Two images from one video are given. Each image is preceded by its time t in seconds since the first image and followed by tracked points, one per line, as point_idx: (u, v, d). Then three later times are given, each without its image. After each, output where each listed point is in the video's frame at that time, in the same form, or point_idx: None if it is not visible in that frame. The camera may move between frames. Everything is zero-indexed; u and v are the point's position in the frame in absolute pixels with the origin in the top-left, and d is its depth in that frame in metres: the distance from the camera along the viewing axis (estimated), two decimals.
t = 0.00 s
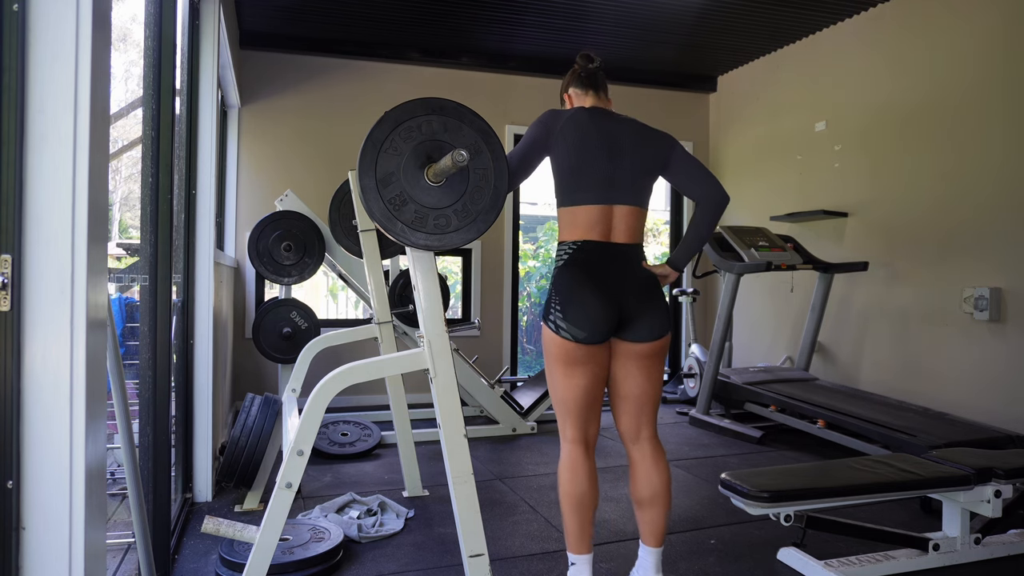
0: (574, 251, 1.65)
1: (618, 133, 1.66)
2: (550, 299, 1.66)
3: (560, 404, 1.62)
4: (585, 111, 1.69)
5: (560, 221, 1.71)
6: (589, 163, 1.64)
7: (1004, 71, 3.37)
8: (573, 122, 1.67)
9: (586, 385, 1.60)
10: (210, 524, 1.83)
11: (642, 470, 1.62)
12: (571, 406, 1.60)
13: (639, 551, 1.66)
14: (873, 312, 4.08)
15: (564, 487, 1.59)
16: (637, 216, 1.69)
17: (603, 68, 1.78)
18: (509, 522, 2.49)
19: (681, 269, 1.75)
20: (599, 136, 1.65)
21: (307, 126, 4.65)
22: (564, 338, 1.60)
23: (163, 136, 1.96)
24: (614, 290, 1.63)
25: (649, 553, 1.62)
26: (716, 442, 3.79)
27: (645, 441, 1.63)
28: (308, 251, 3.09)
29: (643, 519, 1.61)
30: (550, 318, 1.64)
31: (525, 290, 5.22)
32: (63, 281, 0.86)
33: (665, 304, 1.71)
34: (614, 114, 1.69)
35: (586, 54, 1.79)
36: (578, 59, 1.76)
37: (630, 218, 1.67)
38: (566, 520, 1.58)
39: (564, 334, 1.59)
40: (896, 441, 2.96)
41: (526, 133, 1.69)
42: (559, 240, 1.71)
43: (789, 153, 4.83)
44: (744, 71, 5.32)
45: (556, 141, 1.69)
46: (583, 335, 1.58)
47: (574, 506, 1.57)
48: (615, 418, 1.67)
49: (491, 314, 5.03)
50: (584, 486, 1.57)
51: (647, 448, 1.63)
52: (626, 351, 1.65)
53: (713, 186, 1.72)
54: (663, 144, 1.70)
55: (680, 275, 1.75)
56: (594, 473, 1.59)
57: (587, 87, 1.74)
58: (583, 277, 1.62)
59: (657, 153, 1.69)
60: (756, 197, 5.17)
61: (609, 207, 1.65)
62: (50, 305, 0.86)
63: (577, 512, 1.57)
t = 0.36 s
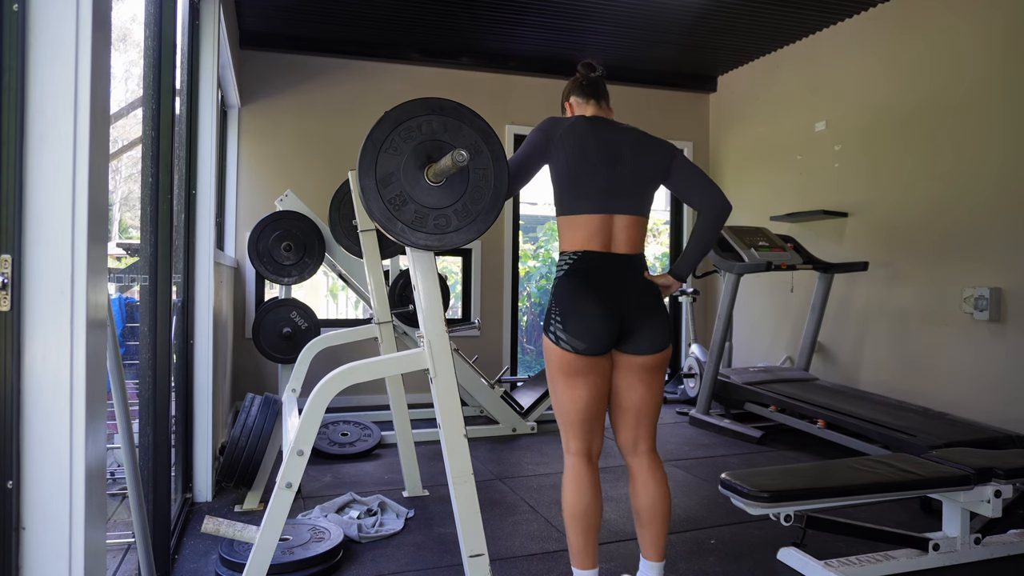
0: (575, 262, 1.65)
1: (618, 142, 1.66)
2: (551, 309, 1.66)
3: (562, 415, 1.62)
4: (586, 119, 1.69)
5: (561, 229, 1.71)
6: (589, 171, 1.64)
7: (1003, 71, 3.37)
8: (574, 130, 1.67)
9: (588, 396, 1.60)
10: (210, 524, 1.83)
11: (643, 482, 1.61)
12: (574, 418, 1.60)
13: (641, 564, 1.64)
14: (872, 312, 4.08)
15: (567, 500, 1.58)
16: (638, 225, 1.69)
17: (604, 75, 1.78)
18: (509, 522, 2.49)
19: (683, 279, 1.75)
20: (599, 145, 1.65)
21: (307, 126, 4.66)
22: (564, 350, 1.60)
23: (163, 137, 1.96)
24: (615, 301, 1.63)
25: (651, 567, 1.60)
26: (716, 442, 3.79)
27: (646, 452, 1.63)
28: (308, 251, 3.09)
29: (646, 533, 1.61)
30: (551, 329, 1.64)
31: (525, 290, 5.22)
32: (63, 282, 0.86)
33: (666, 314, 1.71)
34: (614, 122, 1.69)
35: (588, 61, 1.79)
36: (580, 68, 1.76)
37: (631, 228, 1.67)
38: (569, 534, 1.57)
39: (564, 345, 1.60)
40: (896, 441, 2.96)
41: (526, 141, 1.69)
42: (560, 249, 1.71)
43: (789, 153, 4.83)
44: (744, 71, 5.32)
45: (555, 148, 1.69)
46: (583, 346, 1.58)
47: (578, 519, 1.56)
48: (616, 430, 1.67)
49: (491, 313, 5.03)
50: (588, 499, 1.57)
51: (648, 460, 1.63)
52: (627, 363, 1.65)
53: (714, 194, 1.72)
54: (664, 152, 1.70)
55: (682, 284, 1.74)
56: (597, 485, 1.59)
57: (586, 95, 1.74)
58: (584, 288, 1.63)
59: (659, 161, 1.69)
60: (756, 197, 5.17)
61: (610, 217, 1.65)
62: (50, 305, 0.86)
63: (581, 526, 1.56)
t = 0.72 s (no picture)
0: (574, 252, 1.65)
1: (617, 131, 1.66)
2: (550, 300, 1.66)
3: (559, 401, 1.62)
4: (585, 110, 1.69)
5: (561, 222, 1.71)
6: (589, 161, 1.64)
7: (1003, 71, 3.37)
8: (572, 121, 1.68)
9: (585, 383, 1.60)
10: (209, 524, 1.83)
11: (639, 466, 1.61)
12: (571, 404, 1.60)
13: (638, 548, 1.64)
14: (872, 312, 4.08)
15: (562, 483, 1.59)
16: (638, 215, 1.69)
17: (603, 68, 1.78)
18: (509, 522, 2.49)
19: (682, 268, 1.75)
20: (599, 137, 1.65)
21: (307, 126, 4.66)
22: (563, 340, 1.60)
23: (163, 137, 1.96)
24: (614, 290, 1.63)
25: (647, 549, 1.60)
26: (716, 442, 3.79)
27: (643, 437, 1.63)
28: (308, 251, 3.09)
29: (643, 516, 1.60)
30: (550, 319, 1.64)
31: (525, 290, 5.22)
32: (63, 282, 0.86)
33: (665, 304, 1.71)
34: (613, 113, 1.69)
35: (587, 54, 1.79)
36: (579, 61, 1.76)
37: (630, 218, 1.67)
38: (565, 517, 1.58)
39: (564, 336, 1.59)
40: (896, 441, 2.96)
41: (525, 133, 1.69)
42: (560, 240, 1.71)
43: (789, 153, 4.83)
44: (744, 71, 5.32)
45: (555, 139, 1.69)
46: (582, 337, 1.58)
47: (574, 503, 1.57)
48: (614, 416, 1.67)
49: (491, 314, 5.03)
50: (583, 481, 1.57)
51: (645, 444, 1.62)
52: (626, 351, 1.65)
53: (714, 184, 1.72)
54: (663, 142, 1.70)
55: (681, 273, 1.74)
56: (593, 469, 1.59)
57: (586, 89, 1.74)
58: (583, 278, 1.62)
59: (658, 152, 1.69)
60: (756, 197, 5.17)
61: (610, 207, 1.65)
62: (50, 304, 0.86)
63: (576, 508, 1.56)
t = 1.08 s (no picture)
0: (575, 241, 1.65)
1: (615, 120, 1.66)
2: (550, 289, 1.66)
3: (558, 390, 1.62)
4: (583, 100, 1.69)
5: (562, 212, 1.71)
6: (588, 150, 1.64)
7: (1003, 71, 3.37)
8: (571, 111, 1.68)
9: (584, 373, 1.60)
10: (209, 524, 1.83)
11: (637, 457, 1.61)
12: (570, 394, 1.60)
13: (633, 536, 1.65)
14: (872, 312, 4.08)
15: (559, 471, 1.59)
16: (637, 203, 1.69)
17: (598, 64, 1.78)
18: (509, 522, 2.49)
19: (683, 257, 1.75)
20: (598, 127, 1.65)
21: (307, 126, 4.66)
22: (563, 328, 1.60)
23: (163, 136, 1.96)
24: (614, 279, 1.62)
25: (642, 537, 1.61)
26: (716, 442, 3.79)
27: (642, 429, 1.63)
28: (308, 251, 3.09)
29: (638, 506, 1.61)
30: (550, 307, 1.64)
31: (525, 290, 5.23)
32: (63, 281, 0.86)
33: (665, 294, 1.71)
34: (612, 103, 1.69)
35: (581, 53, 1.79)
36: (572, 60, 1.76)
37: (630, 206, 1.67)
38: (561, 505, 1.59)
39: (563, 324, 1.59)
40: (896, 441, 2.96)
41: (525, 124, 1.69)
42: (561, 231, 1.71)
43: (789, 153, 4.83)
44: (744, 70, 5.32)
45: (554, 131, 1.69)
46: (582, 325, 1.58)
47: (570, 491, 1.57)
48: (612, 406, 1.67)
49: (491, 314, 5.03)
50: (580, 470, 1.58)
51: (643, 436, 1.62)
52: (625, 341, 1.65)
53: (713, 172, 1.72)
54: (662, 131, 1.71)
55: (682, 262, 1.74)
56: (590, 458, 1.59)
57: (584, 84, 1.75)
58: (583, 266, 1.62)
59: (657, 140, 1.69)
60: (756, 197, 5.17)
61: (610, 194, 1.65)
62: (49, 303, 0.86)
63: (572, 496, 1.57)
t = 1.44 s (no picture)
0: (575, 246, 1.65)
1: (617, 125, 1.66)
2: (550, 294, 1.66)
3: (559, 397, 1.62)
4: (585, 104, 1.69)
5: (562, 217, 1.71)
6: (589, 155, 1.64)
7: (1003, 71, 3.37)
8: (573, 116, 1.68)
9: (585, 379, 1.60)
10: (209, 524, 1.83)
11: (639, 464, 1.61)
12: (571, 400, 1.60)
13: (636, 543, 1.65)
14: (872, 312, 4.08)
15: (561, 479, 1.59)
16: (638, 208, 1.68)
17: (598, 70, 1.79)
18: (509, 522, 2.49)
19: (683, 263, 1.75)
20: (599, 132, 1.65)
21: (307, 126, 4.66)
22: (563, 334, 1.60)
23: (163, 136, 1.96)
24: (613, 284, 1.62)
25: (645, 545, 1.61)
26: (716, 442, 3.79)
27: (644, 435, 1.63)
28: (308, 251, 3.09)
29: (641, 513, 1.61)
30: (550, 312, 1.64)
31: (525, 290, 5.23)
32: (63, 281, 0.86)
33: (665, 299, 1.70)
34: (614, 108, 1.69)
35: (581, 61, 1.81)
36: (575, 66, 1.77)
37: (631, 211, 1.67)
38: (563, 513, 1.59)
39: (563, 330, 1.59)
40: (896, 441, 2.96)
41: (526, 128, 1.69)
42: (561, 235, 1.71)
43: (789, 153, 4.83)
44: (744, 70, 5.32)
45: (556, 135, 1.69)
46: (582, 330, 1.58)
47: (572, 499, 1.57)
48: (614, 413, 1.67)
49: (491, 314, 5.04)
50: (582, 478, 1.58)
51: (645, 442, 1.62)
52: (626, 347, 1.64)
53: (714, 178, 1.72)
54: (664, 136, 1.70)
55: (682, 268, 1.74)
56: (592, 465, 1.60)
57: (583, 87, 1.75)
58: (583, 271, 1.62)
59: (658, 146, 1.69)
60: (756, 197, 5.17)
61: (610, 200, 1.65)
62: (49, 303, 0.86)
63: (574, 504, 1.57)
